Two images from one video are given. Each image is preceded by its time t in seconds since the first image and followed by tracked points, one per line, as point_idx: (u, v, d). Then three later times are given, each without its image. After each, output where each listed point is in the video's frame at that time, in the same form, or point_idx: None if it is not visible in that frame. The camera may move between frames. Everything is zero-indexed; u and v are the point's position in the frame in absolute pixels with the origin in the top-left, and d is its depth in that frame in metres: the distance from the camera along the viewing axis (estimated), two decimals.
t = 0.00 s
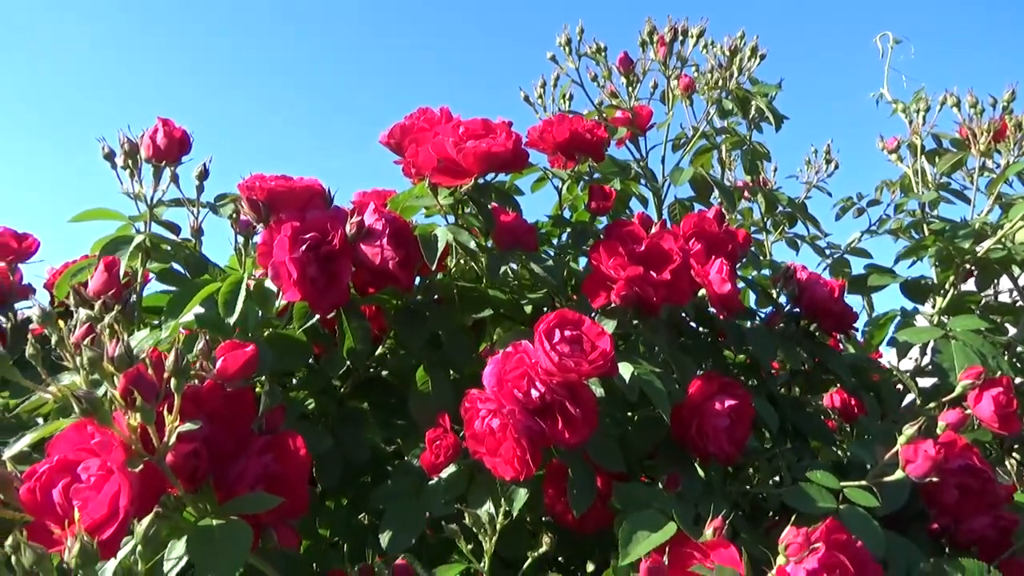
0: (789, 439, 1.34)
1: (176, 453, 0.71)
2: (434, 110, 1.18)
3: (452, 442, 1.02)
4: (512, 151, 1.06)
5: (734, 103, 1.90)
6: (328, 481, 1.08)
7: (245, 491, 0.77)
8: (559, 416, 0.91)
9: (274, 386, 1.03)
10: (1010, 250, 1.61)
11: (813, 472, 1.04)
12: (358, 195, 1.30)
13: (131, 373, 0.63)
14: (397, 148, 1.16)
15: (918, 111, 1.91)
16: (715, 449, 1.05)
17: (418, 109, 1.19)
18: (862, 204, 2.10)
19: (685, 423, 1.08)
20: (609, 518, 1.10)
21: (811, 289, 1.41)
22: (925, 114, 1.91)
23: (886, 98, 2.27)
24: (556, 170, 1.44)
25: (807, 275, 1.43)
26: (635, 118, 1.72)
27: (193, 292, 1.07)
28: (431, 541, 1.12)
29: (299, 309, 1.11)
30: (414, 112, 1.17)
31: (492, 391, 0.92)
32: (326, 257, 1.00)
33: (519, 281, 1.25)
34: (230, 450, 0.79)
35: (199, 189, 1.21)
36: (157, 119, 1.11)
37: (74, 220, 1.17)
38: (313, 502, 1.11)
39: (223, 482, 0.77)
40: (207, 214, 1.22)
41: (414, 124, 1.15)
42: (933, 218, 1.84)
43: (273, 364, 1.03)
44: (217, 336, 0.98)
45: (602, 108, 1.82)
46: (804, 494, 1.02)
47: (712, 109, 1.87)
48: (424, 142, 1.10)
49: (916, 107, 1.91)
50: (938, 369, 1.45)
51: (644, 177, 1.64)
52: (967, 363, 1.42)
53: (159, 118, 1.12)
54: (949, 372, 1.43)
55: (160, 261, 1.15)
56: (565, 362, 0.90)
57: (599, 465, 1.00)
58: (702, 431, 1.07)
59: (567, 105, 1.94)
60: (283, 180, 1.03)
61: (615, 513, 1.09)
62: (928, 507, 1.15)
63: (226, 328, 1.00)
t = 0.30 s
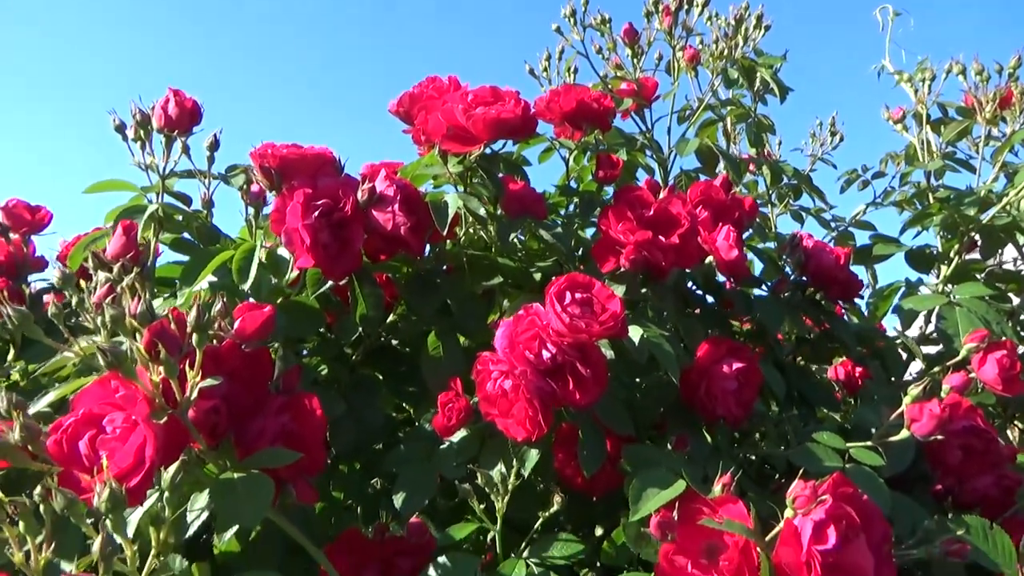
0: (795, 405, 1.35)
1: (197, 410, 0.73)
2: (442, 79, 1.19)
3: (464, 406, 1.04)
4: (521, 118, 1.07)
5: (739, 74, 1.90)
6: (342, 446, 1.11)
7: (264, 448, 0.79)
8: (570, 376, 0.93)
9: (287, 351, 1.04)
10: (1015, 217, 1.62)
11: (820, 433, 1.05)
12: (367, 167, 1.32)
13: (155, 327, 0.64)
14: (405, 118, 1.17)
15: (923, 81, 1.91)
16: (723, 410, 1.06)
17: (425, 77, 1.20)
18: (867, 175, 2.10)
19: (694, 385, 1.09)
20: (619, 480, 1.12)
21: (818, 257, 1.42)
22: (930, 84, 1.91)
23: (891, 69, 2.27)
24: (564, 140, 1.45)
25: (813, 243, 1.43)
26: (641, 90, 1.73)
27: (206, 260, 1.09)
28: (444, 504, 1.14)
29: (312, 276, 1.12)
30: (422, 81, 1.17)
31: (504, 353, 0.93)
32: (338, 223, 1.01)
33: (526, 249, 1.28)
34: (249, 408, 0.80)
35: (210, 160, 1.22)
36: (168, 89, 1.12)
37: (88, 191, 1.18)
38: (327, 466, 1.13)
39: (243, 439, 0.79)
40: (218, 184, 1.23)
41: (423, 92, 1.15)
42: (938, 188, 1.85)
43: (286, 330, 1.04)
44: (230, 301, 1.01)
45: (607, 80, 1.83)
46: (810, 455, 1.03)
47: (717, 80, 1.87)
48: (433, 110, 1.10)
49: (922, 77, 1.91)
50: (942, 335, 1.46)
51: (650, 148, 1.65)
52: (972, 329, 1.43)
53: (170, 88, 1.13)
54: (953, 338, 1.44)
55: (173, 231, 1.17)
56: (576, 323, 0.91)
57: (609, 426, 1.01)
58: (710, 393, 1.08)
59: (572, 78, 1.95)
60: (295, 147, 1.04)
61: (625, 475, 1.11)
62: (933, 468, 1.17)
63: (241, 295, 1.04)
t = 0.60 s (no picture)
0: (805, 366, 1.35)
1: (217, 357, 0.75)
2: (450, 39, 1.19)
3: (477, 362, 1.04)
4: (532, 76, 1.07)
5: (745, 40, 1.89)
6: (355, 407, 1.11)
7: (281, 397, 0.79)
8: (584, 328, 0.93)
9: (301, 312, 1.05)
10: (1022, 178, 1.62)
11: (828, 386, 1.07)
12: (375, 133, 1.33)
13: (176, 269, 0.65)
14: (414, 79, 1.17)
15: (929, 45, 1.91)
16: (734, 365, 1.06)
17: (433, 39, 1.20)
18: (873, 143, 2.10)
19: (706, 341, 1.09)
20: (632, 436, 1.12)
21: (826, 218, 1.42)
22: (936, 48, 1.91)
23: (896, 36, 2.26)
24: (571, 105, 1.45)
25: (821, 205, 1.44)
26: (646, 57, 1.72)
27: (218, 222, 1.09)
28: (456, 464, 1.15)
29: (324, 236, 1.12)
30: (432, 41, 1.17)
31: (517, 306, 0.93)
32: (349, 181, 1.01)
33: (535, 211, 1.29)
34: (265, 360, 0.81)
35: (218, 125, 1.22)
36: (177, 52, 1.12)
37: (97, 156, 1.19)
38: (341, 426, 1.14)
39: (260, 389, 0.80)
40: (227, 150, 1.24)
41: (432, 53, 1.15)
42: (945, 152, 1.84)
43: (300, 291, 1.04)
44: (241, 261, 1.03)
45: (612, 48, 1.82)
46: (822, 407, 1.04)
47: (722, 46, 1.86)
48: (443, 69, 1.10)
49: (928, 41, 1.90)
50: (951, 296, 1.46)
51: (657, 114, 1.65)
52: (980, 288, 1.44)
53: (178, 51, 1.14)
54: (962, 298, 1.44)
55: (183, 196, 1.17)
56: (589, 275, 0.92)
57: (623, 381, 1.02)
58: (721, 348, 1.08)
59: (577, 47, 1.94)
60: (305, 106, 1.04)
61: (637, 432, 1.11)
62: (943, 423, 1.18)
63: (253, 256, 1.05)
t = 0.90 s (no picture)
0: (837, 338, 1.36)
1: (274, 305, 0.79)
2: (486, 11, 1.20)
3: (516, 326, 1.06)
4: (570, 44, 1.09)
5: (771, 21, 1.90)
6: (394, 372, 1.14)
7: (332, 349, 0.82)
8: (623, 289, 0.95)
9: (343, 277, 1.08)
10: None
11: (864, 352, 1.06)
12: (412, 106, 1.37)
13: (240, 216, 0.68)
14: (451, 51, 1.18)
15: (956, 23, 1.90)
16: (770, 330, 1.07)
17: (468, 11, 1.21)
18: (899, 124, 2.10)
19: (741, 308, 1.10)
20: (667, 403, 1.13)
21: (856, 192, 1.43)
22: (963, 26, 1.90)
23: (922, 18, 2.26)
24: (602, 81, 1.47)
25: (852, 179, 1.44)
26: (674, 36, 1.74)
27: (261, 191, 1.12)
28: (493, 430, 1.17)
29: (366, 202, 1.16)
30: (468, 14, 1.19)
31: (558, 267, 0.95)
32: (392, 148, 1.03)
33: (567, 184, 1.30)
34: (316, 313, 0.83)
35: (260, 98, 1.25)
36: (221, 25, 1.17)
37: (144, 128, 1.22)
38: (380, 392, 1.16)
39: (313, 340, 0.82)
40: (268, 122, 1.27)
41: (469, 24, 1.17)
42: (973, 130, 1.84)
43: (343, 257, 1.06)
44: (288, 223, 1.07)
45: (640, 29, 1.84)
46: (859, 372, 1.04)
47: (749, 27, 1.88)
48: (481, 40, 1.12)
49: (955, 19, 1.90)
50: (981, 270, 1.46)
51: (685, 92, 1.67)
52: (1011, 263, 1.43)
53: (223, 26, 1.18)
54: (993, 272, 1.44)
55: (226, 167, 1.20)
56: (628, 235, 0.94)
57: (660, 346, 1.04)
58: (757, 314, 1.08)
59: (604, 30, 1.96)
60: (348, 75, 1.07)
61: (673, 398, 1.12)
62: (976, 392, 1.18)
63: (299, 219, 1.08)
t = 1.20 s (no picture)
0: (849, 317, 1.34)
1: (281, 269, 0.79)
2: None
3: (524, 299, 1.05)
4: (580, 14, 1.08)
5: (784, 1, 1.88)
6: (401, 346, 1.13)
7: (339, 316, 0.81)
8: (633, 259, 0.94)
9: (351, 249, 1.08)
10: None
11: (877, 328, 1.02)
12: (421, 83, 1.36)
13: (247, 171, 0.69)
14: (460, 23, 1.18)
15: (972, 3, 1.88)
16: (781, 304, 1.06)
17: None
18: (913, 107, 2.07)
19: (752, 282, 1.09)
20: (675, 379, 1.12)
21: (869, 169, 1.41)
22: (979, 6, 1.88)
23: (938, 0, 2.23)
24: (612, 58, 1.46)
25: (865, 156, 1.42)
26: (686, 16, 1.72)
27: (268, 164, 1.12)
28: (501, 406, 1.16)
29: (374, 173, 1.17)
30: None
31: (567, 237, 0.95)
32: (400, 118, 1.03)
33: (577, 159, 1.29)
34: (322, 280, 0.82)
35: (268, 73, 1.25)
36: None
37: (153, 103, 1.22)
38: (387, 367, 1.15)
39: (320, 306, 0.82)
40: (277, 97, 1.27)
41: None
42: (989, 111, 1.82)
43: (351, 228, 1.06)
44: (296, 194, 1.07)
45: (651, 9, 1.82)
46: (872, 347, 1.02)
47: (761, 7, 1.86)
48: (490, 10, 1.11)
49: None
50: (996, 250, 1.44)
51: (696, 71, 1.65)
52: None
53: None
54: (1008, 252, 1.42)
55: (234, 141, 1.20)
56: (638, 204, 0.93)
57: (669, 320, 1.03)
58: (768, 288, 1.07)
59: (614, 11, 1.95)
60: (357, 45, 1.06)
61: (682, 374, 1.11)
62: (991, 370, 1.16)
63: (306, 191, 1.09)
